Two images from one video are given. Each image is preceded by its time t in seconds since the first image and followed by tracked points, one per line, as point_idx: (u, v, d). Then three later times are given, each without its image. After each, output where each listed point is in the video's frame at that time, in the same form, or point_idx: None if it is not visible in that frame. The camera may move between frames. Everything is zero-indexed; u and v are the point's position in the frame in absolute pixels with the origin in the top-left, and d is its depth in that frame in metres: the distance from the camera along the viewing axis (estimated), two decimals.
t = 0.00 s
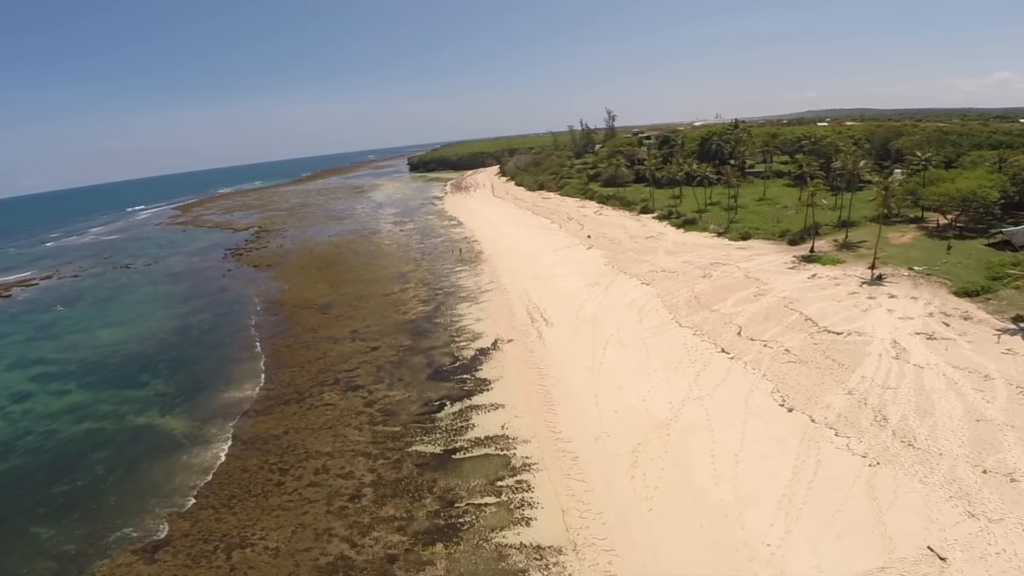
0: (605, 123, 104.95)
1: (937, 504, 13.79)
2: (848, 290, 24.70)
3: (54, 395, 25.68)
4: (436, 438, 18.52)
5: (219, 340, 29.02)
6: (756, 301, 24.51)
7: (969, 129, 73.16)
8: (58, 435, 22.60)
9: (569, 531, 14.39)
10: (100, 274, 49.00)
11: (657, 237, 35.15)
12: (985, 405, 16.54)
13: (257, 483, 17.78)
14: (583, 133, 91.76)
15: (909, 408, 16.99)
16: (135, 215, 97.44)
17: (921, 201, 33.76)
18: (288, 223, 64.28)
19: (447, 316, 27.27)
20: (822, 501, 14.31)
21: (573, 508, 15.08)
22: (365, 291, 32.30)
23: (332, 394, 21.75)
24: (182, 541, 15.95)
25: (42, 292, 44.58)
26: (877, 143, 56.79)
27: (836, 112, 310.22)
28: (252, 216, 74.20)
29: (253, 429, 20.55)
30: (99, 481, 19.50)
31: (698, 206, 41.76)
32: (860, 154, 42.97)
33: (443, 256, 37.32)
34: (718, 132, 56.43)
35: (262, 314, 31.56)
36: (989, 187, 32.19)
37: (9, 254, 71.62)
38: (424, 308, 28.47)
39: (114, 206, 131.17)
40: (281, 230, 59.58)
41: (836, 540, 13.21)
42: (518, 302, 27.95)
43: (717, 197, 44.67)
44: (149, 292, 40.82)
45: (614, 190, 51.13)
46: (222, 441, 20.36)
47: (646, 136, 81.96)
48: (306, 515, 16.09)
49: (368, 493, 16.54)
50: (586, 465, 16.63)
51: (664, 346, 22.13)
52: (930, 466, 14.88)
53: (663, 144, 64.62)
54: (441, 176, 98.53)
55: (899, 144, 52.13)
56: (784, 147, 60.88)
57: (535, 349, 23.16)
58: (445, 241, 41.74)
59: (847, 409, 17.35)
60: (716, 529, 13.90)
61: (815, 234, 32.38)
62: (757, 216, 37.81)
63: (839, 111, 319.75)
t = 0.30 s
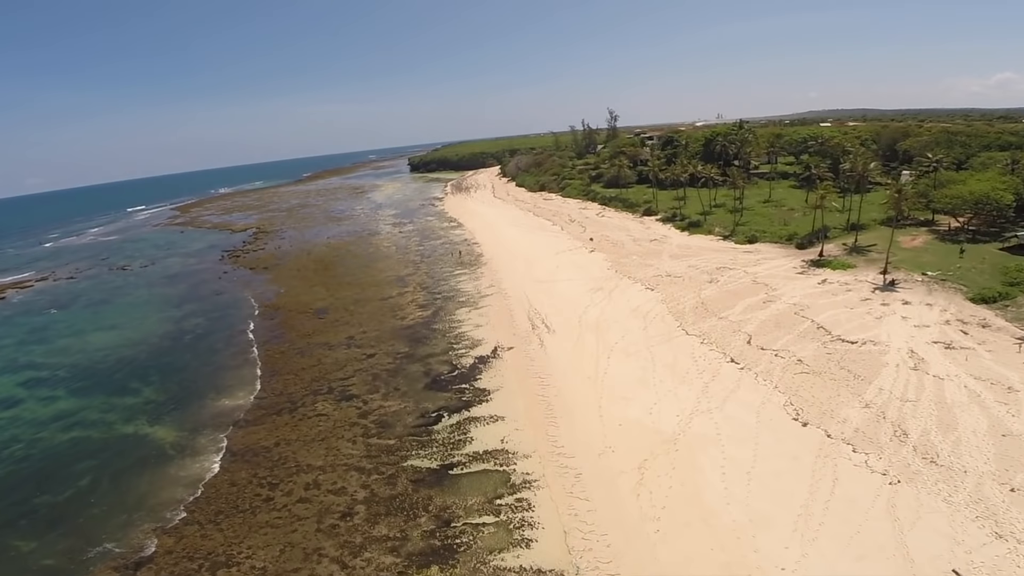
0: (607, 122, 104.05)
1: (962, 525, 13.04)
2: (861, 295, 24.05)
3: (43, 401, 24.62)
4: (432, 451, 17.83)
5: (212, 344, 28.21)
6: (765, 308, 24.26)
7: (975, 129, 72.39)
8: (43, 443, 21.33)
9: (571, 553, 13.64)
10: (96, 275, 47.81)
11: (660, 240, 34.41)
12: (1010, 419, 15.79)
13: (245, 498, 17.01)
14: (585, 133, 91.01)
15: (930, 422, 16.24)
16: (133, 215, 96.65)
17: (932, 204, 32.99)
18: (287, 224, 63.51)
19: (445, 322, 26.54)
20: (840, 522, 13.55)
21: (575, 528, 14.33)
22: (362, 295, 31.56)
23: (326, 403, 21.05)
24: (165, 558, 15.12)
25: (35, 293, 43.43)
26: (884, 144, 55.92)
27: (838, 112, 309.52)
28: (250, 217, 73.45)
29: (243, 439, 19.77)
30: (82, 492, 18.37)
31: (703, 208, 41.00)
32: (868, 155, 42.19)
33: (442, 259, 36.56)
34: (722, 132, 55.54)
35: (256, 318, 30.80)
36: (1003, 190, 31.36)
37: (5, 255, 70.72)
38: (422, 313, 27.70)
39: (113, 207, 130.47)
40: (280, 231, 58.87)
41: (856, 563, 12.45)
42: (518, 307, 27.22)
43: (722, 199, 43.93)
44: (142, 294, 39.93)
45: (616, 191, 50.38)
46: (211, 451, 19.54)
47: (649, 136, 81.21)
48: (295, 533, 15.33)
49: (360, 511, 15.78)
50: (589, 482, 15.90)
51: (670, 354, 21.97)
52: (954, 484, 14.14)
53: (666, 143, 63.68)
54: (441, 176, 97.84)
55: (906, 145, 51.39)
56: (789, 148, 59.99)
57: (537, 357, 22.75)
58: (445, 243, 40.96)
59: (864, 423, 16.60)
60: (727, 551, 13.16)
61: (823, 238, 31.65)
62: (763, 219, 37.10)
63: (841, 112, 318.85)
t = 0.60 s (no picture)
0: (609, 122, 103.25)
1: (989, 546, 12.36)
2: (874, 301, 23.58)
3: (30, 408, 23.36)
4: (429, 466, 17.20)
5: (205, 348, 27.43)
6: (775, 315, 23.92)
7: (980, 130, 71.70)
8: (27, 452, 20.13)
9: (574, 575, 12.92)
10: (91, 276, 46.83)
11: (664, 243, 33.69)
12: None
13: (232, 513, 16.25)
14: (586, 134, 90.25)
15: (952, 437, 15.58)
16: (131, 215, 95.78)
17: (943, 207, 32.25)
18: (285, 225, 62.76)
19: (444, 327, 25.84)
20: (860, 542, 12.86)
21: (578, 549, 13.63)
22: (360, 299, 30.86)
23: (319, 413, 20.39)
24: None
25: (29, 295, 42.41)
26: (891, 146, 55.15)
27: (840, 113, 308.96)
28: (249, 217, 72.68)
29: (233, 451, 19.03)
30: (65, 506, 17.28)
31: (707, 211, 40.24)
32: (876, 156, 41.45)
33: (442, 262, 35.84)
34: (727, 132, 54.76)
35: (251, 323, 30.06)
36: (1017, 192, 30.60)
37: None
38: (420, 318, 26.98)
39: (111, 207, 129.66)
40: (278, 232, 58.13)
41: None
42: (519, 312, 26.57)
43: (726, 200, 43.23)
44: (136, 295, 39.08)
45: (619, 193, 49.61)
46: (200, 462, 18.70)
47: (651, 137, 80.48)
48: (284, 551, 14.60)
49: (352, 529, 15.06)
50: (593, 500, 15.21)
51: (677, 362, 21.59)
52: (978, 503, 13.46)
53: (669, 144, 62.85)
54: (442, 176, 97.12)
55: (914, 146, 50.67)
56: (794, 149, 59.17)
57: (539, 366, 22.26)
58: (445, 246, 40.22)
59: (882, 438, 15.95)
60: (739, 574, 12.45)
61: (832, 241, 30.96)
62: (770, 222, 36.44)
63: (844, 112, 317.76)
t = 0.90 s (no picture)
0: (611, 122, 102.37)
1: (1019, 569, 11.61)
2: (887, 307, 22.94)
3: (16, 414, 22.47)
4: (425, 481, 16.52)
5: (198, 352, 26.68)
6: (786, 322, 23.39)
7: (987, 131, 70.94)
8: (11, 461, 19.28)
9: None
10: (86, 278, 46.08)
11: (669, 245, 32.98)
12: None
13: (219, 528, 15.48)
14: (588, 133, 89.52)
15: (976, 453, 14.84)
16: (129, 216, 95.03)
17: (955, 209, 31.50)
18: (284, 226, 62.10)
19: (443, 333, 25.16)
20: (881, 565, 12.10)
21: (580, 572, 12.90)
22: (357, 302, 30.17)
23: (312, 424, 19.73)
24: None
25: (23, 297, 41.67)
26: (898, 146, 54.35)
27: (842, 113, 308.09)
28: (248, 218, 71.97)
29: (223, 462, 18.29)
30: (46, 519, 16.41)
31: (712, 213, 39.49)
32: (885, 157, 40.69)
33: (441, 264, 35.14)
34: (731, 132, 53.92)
35: (247, 326, 29.38)
36: None
37: None
38: (418, 323, 26.28)
39: (110, 207, 129.12)
40: (276, 233, 57.46)
41: None
42: (520, 317, 25.85)
43: (731, 202, 42.52)
44: (130, 297, 38.34)
45: (621, 194, 48.91)
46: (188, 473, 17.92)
47: (654, 137, 79.75)
48: (272, 571, 13.86)
49: (343, 547, 14.33)
50: (597, 518, 14.48)
51: (685, 372, 21.04)
52: (1006, 522, 12.71)
53: (672, 143, 62.07)
54: (442, 176, 96.44)
55: (921, 146, 49.96)
56: (800, 149, 58.31)
57: (540, 375, 21.61)
58: (445, 247, 39.50)
59: (903, 453, 15.21)
60: None
61: (841, 245, 30.25)
62: (776, 224, 35.77)
63: (847, 112, 316.33)
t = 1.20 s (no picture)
0: (625, 121, 101.26)
1: None
2: (917, 317, 21.84)
3: (17, 418, 22.01)
4: (429, 497, 15.77)
5: (203, 355, 26.16)
6: (810, 331, 22.39)
7: (1012, 132, 69.00)
8: (8, 467, 18.75)
9: None
10: (95, 277, 45.95)
11: (685, 249, 31.98)
12: None
13: (213, 543, 14.80)
14: (601, 134, 88.52)
15: (1020, 475, 13.82)
16: (142, 214, 95.51)
17: (986, 214, 30.20)
18: (294, 225, 61.82)
19: (451, 338, 24.42)
20: None
21: None
22: (365, 305, 29.53)
23: (315, 433, 19.07)
24: None
25: (33, 296, 41.55)
26: (922, 147, 52.83)
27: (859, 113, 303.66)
28: (259, 218, 71.86)
29: (222, 471, 17.66)
30: (38, 528, 15.81)
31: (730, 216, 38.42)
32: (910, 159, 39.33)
33: (451, 266, 34.41)
34: (749, 132, 52.66)
35: (253, 329, 28.85)
36: None
37: (10, 253, 69.38)
38: (426, 328, 25.56)
39: (125, 205, 130.24)
40: (287, 233, 57.15)
41: None
42: (531, 323, 25.03)
43: (750, 204, 41.39)
44: (138, 297, 38.00)
45: (636, 195, 47.93)
46: (185, 483, 17.29)
47: (668, 137, 78.52)
48: None
49: (341, 567, 13.60)
50: (610, 541, 13.62)
51: (705, 385, 20.12)
52: None
53: (687, 143, 60.91)
54: (454, 176, 95.89)
55: (947, 148, 48.43)
56: (819, 150, 56.91)
57: (552, 385, 20.80)
58: (455, 249, 38.77)
59: (940, 474, 14.19)
60: None
61: (866, 250, 29.10)
62: (797, 228, 34.64)
63: (865, 113, 311.54)
